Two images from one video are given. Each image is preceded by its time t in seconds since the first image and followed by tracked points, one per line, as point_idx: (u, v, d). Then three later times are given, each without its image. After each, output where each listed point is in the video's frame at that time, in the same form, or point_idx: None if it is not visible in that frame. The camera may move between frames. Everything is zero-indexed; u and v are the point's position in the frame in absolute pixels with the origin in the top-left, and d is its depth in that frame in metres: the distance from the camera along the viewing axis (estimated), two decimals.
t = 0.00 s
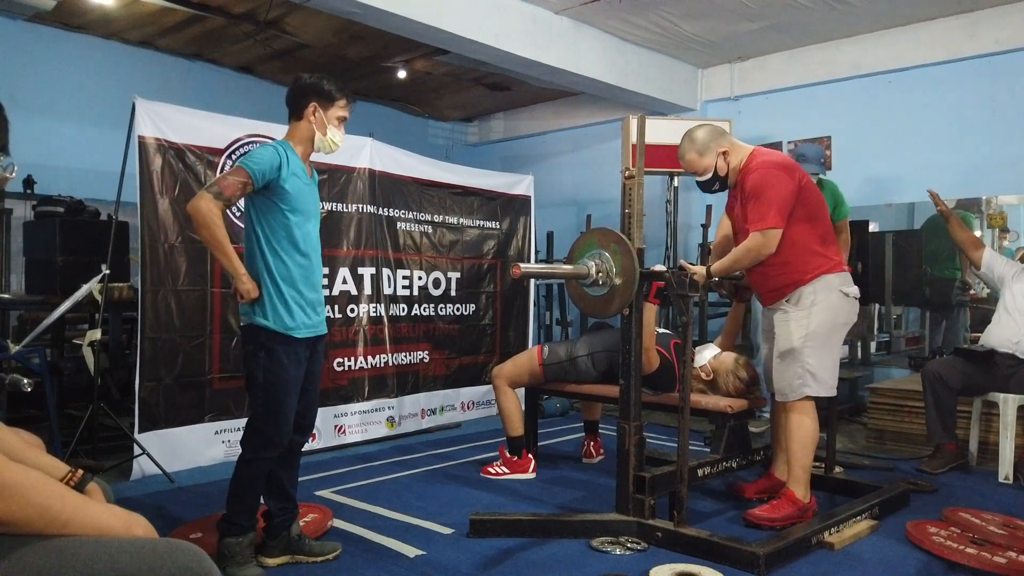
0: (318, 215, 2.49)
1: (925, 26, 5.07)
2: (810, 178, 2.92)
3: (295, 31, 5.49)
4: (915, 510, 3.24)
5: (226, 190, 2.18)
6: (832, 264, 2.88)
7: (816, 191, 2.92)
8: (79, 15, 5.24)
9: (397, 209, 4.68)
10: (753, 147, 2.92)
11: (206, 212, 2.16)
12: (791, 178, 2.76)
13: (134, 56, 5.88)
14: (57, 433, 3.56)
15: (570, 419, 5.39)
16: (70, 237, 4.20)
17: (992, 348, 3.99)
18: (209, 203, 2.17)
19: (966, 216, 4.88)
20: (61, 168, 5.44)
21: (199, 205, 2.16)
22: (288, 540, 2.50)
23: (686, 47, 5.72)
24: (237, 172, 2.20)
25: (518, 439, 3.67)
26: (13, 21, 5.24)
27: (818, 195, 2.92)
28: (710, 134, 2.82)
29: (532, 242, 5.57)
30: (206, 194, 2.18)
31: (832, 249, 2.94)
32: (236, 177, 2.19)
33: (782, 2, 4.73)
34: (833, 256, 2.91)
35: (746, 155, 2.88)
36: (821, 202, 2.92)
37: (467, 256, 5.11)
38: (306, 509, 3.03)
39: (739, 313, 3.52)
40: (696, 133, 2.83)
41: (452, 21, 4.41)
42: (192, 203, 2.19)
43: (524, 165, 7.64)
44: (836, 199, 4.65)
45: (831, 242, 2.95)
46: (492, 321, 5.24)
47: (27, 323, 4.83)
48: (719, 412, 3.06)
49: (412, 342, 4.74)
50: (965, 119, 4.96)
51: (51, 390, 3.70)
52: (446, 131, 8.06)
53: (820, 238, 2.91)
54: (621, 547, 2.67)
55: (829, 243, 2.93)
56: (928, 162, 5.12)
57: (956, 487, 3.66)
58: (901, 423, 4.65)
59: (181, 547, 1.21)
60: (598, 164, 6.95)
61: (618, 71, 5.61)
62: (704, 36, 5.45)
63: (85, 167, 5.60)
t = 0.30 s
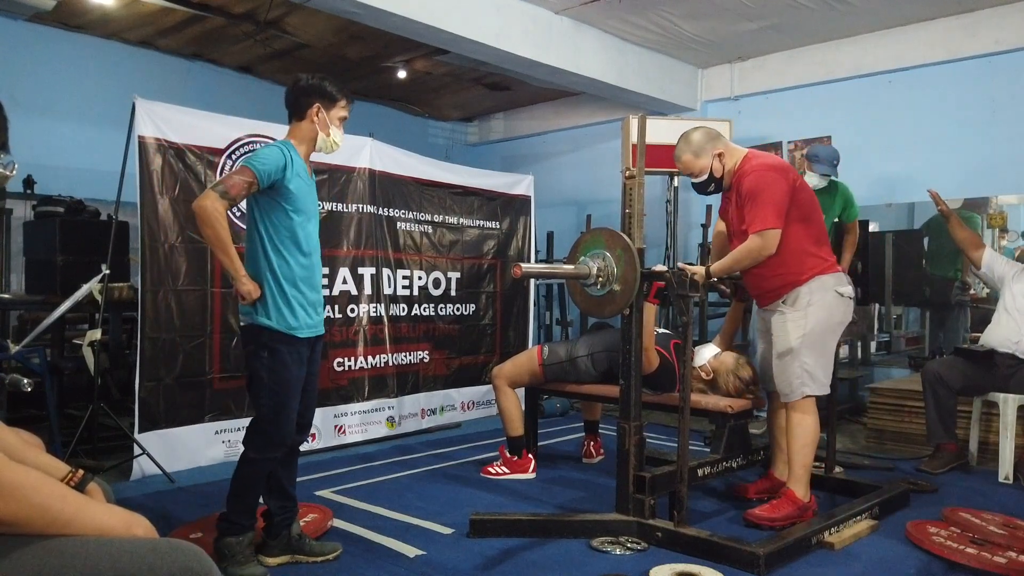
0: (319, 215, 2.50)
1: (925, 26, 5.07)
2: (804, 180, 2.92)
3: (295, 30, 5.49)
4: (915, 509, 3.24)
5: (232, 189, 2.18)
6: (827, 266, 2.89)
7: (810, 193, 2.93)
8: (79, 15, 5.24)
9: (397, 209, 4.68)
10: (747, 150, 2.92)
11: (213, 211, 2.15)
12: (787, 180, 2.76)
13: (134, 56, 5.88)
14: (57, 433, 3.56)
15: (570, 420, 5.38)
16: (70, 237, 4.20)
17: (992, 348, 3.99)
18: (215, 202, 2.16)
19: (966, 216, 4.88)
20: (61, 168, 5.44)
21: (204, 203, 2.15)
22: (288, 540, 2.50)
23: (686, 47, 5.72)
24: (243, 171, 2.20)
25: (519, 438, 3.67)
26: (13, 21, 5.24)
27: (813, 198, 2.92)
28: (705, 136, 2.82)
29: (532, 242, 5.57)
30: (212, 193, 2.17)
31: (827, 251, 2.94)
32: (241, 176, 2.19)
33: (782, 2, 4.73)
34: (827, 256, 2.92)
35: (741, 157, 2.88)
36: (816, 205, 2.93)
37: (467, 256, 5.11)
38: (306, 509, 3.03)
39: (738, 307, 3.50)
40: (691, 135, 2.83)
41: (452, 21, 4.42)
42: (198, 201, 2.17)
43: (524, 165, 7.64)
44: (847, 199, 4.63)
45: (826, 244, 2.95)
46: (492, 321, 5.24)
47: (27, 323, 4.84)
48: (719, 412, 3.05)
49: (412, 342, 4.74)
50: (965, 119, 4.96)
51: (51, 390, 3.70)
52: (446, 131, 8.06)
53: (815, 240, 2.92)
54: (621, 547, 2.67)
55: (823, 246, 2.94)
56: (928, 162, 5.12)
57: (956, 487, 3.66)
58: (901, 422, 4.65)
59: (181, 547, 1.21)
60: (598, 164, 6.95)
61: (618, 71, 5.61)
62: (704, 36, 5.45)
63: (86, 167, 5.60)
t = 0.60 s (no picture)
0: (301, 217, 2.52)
1: (925, 26, 5.07)
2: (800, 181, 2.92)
3: (295, 30, 5.49)
4: (915, 509, 3.24)
5: (237, 189, 2.17)
6: (823, 266, 2.88)
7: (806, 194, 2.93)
8: (79, 15, 5.24)
9: (397, 209, 4.68)
10: (743, 150, 2.92)
11: (219, 211, 2.14)
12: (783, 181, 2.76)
13: (134, 55, 5.88)
14: (57, 433, 3.56)
15: (570, 420, 5.38)
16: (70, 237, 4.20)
17: (992, 348, 3.98)
18: (222, 201, 2.14)
19: (966, 217, 4.88)
20: (61, 168, 5.44)
21: (210, 202, 2.13)
22: (289, 540, 2.50)
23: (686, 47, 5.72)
24: (247, 172, 2.20)
25: (519, 439, 3.67)
26: (13, 21, 5.24)
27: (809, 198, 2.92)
28: (702, 135, 2.82)
29: (532, 242, 5.57)
30: (218, 191, 2.15)
31: (823, 251, 2.94)
32: (245, 176, 2.19)
33: (782, 2, 4.73)
34: (824, 256, 2.92)
35: (737, 158, 2.88)
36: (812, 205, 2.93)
37: (467, 256, 5.11)
38: (306, 509, 3.03)
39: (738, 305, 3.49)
40: (688, 134, 2.84)
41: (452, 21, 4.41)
42: (205, 200, 2.14)
43: (524, 165, 7.64)
44: (847, 201, 4.63)
45: (822, 244, 2.95)
46: (492, 321, 5.24)
47: (27, 322, 4.84)
48: (719, 412, 3.05)
49: (412, 342, 4.74)
50: (965, 120, 4.96)
51: (51, 390, 3.70)
52: (446, 131, 8.05)
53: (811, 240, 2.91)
54: (621, 547, 2.67)
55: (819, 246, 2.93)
56: (928, 162, 5.11)
57: (956, 487, 3.65)
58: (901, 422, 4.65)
59: (181, 548, 1.21)
60: (598, 164, 6.95)
61: (618, 71, 5.60)
62: (704, 36, 5.45)
63: (86, 166, 5.60)
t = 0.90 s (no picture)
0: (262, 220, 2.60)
1: (925, 26, 5.08)
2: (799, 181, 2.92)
3: (295, 31, 5.49)
4: (915, 509, 3.24)
5: (248, 188, 2.24)
6: (822, 266, 2.88)
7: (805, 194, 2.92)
8: (79, 15, 5.24)
9: (397, 209, 4.68)
10: (740, 151, 2.92)
11: (233, 207, 2.20)
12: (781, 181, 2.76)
13: (134, 55, 5.88)
14: (57, 433, 3.56)
15: (570, 420, 5.38)
16: (70, 236, 4.20)
17: (992, 348, 3.98)
18: (236, 199, 2.20)
19: (966, 217, 4.88)
20: (62, 168, 5.44)
21: (227, 197, 2.18)
22: (286, 527, 2.51)
23: (686, 47, 5.72)
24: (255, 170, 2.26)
25: (519, 438, 3.67)
26: (13, 21, 5.24)
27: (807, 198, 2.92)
28: (699, 135, 2.81)
29: (532, 242, 5.57)
30: (230, 186, 2.20)
31: (822, 251, 2.94)
32: (254, 175, 2.27)
33: (782, 2, 4.73)
34: (822, 256, 2.92)
35: (734, 158, 2.87)
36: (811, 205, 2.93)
37: (467, 256, 5.11)
38: (306, 509, 3.03)
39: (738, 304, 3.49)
40: (686, 133, 2.83)
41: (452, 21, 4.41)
42: (220, 194, 2.18)
43: (524, 165, 7.64)
44: (845, 204, 4.60)
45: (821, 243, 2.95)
46: (492, 321, 5.24)
47: (27, 322, 4.84)
48: (719, 412, 3.05)
49: (412, 342, 4.74)
50: (966, 119, 4.96)
51: (51, 390, 3.70)
52: (446, 131, 8.05)
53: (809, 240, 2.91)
54: (621, 547, 2.67)
55: (817, 245, 2.93)
56: (928, 162, 5.11)
57: (956, 487, 3.65)
58: (901, 422, 4.65)
59: (182, 548, 1.22)
60: (598, 164, 6.95)
61: (619, 71, 5.61)
62: (704, 36, 5.45)
63: (86, 167, 5.60)
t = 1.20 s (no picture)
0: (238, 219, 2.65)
1: (925, 26, 5.08)
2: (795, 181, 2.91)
3: (294, 31, 5.49)
4: (915, 509, 3.24)
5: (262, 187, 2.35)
6: (819, 265, 2.89)
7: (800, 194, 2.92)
8: (79, 15, 5.24)
9: (397, 209, 4.68)
10: (735, 150, 2.91)
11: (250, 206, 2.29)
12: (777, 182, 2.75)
13: (134, 55, 5.88)
14: (57, 433, 3.56)
15: (570, 420, 5.38)
16: (70, 236, 4.20)
17: (992, 348, 3.98)
18: (253, 197, 2.29)
19: (966, 217, 4.88)
20: (62, 168, 5.44)
21: (247, 195, 2.27)
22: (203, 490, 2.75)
23: (686, 47, 5.72)
24: (263, 169, 2.35)
25: (519, 438, 3.67)
26: (13, 21, 5.24)
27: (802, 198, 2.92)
28: (695, 134, 2.81)
29: (532, 242, 5.57)
30: (248, 184, 2.28)
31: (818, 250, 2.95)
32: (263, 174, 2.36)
33: (782, 2, 4.73)
34: (819, 255, 2.92)
35: (729, 158, 2.87)
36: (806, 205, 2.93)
37: (467, 256, 5.11)
38: (306, 509, 3.03)
39: (737, 304, 3.49)
40: (681, 132, 2.82)
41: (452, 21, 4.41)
42: (241, 191, 2.26)
43: (524, 165, 7.64)
44: (842, 204, 4.61)
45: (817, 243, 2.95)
46: (492, 321, 5.24)
47: (27, 322, 4.84)
48: (719, 412, 3.05)
49: (412, 342, 4.74)
50: (966, 119, 4.96)
51: (51, 390, 3.71)
52: (446, 131, 8.05)
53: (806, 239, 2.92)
54: (621, 547, 2.67)
55: (814, 245, 2.94)
56: (928, 162, 5.11)
57: (956, 487, 3.65)
58: (901, 422, 4.65)
59: (182, 548, 1.22)
60: (598, 164, 6.95)
61: (619, 71, 5.61)
62: (704, 36, 5.45)
63: (86, 167, 5.60)
